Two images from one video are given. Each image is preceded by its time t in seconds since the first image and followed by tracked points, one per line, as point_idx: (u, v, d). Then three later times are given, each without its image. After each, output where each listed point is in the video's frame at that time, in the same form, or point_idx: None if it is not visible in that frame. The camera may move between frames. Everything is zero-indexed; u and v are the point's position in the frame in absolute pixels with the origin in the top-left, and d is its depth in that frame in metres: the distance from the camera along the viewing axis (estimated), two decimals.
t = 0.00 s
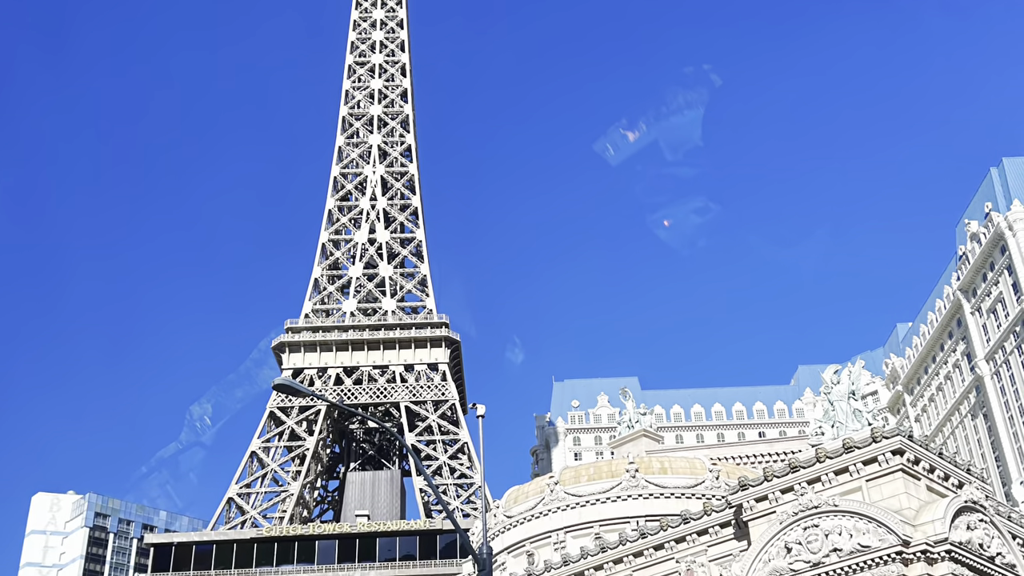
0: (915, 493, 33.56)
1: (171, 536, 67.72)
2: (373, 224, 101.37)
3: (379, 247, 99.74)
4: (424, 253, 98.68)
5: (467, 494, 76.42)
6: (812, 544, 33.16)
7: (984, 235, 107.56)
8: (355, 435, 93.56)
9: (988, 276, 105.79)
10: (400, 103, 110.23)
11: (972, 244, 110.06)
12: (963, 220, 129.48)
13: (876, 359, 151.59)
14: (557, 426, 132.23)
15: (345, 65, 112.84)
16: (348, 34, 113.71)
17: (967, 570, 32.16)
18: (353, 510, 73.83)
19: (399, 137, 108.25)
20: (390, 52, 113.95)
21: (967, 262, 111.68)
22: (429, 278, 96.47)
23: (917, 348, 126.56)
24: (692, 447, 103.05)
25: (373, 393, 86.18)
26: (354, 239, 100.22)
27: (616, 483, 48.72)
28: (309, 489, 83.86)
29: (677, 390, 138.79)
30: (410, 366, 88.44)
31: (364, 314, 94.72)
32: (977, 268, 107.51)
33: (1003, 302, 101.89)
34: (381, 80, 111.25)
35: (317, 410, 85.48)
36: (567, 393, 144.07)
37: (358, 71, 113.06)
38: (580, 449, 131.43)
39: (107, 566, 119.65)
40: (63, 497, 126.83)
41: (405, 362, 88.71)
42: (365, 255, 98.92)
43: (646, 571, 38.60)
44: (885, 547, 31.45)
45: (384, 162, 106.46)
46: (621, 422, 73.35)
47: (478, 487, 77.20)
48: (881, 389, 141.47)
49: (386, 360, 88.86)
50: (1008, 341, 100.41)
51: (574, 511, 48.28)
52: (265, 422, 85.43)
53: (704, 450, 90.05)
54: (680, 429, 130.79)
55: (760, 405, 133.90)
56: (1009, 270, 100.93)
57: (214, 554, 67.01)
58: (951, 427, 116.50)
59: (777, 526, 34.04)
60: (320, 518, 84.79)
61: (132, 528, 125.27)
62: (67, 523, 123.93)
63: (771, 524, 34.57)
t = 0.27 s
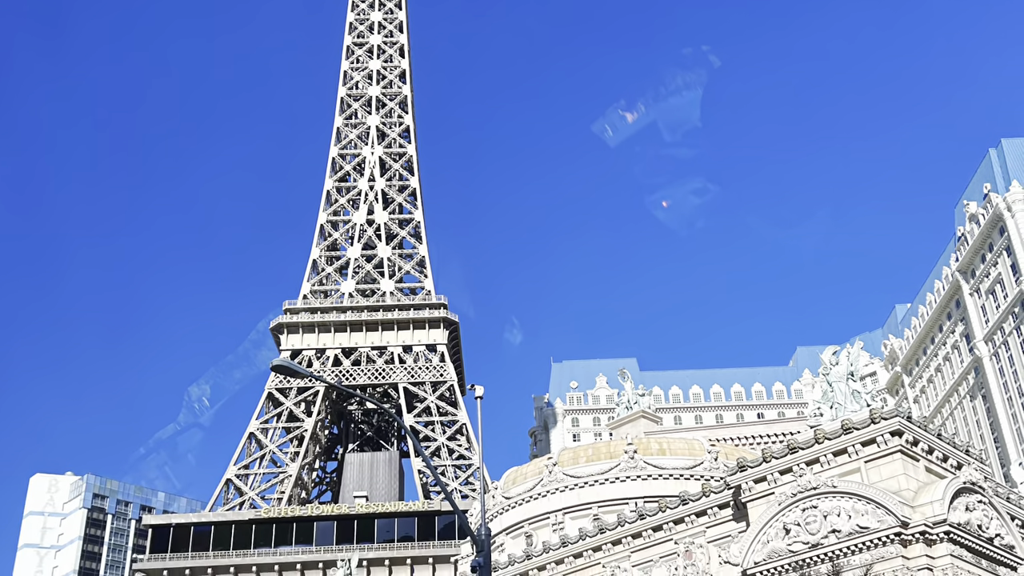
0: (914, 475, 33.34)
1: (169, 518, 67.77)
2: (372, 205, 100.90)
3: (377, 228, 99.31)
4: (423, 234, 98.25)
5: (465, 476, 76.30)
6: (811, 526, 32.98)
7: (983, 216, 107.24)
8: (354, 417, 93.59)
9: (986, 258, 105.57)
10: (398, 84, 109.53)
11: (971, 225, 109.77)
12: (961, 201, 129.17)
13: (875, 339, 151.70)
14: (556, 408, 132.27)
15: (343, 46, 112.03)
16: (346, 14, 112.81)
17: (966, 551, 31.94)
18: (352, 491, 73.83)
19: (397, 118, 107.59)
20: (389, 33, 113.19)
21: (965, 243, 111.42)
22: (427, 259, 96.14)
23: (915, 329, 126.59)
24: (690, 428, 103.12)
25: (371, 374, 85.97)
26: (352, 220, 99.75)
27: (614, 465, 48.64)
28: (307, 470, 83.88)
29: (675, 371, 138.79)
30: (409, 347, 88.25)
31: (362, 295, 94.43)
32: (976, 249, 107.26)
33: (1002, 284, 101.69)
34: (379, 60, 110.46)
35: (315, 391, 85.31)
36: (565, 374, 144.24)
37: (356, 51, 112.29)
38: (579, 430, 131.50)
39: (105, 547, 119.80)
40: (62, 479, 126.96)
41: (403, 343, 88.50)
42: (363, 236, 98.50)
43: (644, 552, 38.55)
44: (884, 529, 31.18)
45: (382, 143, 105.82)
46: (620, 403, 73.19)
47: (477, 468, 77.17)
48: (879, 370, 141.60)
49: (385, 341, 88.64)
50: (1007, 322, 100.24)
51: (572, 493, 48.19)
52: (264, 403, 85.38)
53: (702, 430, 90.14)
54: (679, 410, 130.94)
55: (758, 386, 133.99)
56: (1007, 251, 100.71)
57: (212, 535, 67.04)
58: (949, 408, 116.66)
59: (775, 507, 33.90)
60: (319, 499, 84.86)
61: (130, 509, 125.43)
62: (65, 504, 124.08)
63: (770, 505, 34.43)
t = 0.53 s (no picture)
0: (912, 456, 33.22)
1: (168, 499, 67.79)
2: (370, 186, 100.49)
3: (376, 209, 98.97)
4: (421, 215, 97.90)
5: (463, 457, 76.22)
6: (809, 507, 32.80)
7: (981, 197, 106.89)
8: (352, 398, 93.59)
9: (985, 238, 105.26)
10: (396, 65, 109.00)
11: (969, 206, 109.45)
12: (960, 182, 128.67)
13: (874, 321, 151.60)
14: (554, 389, 132.31)
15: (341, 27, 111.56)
16: None
17: (965, 532, 31.79)
18: (350, 472, 73.81)
19: (395, 99, 107.11)
20: (386, 15, 112.91)
21: (964, 224, 111.12)
22: (425, 240, 95.84)
23: (914, 310, 126.44)
24: (688, 408, 103.09)
25: (369, 356, 85.80)
26: (350, 201, 99.40)
27: (613, 446, 48.54)
28: (305, 452, 83.86)
29: (674, 353, 138.71)
30: (407, 328, 88.06)
31: (361, 277, 94.20)
32: (975, 230, 106.95)
33: (1001, 265, 101.44)
34: (377, 41, 109.97)
35: (313, 372, 85.21)
36: (564, 355, 144.50)
37: (354, 32, 111.78)
38: (577, 411, 131.41)
39: (104, 528, 119.93)
40: (60, 460, 127.01)
41: (401, 324, 88.29)
42: (361, 217, 98.16)
43: (643, 534, 38.46)
44: (883, 509, 30.99)
45: (380, 124, 105.34)
46: (618, 383, 72.92)
47: (475, 449, 77.10)
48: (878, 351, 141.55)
49: (383, 322, 88.45)
50: (1005, 303, 100.06)
51: (571, 474, 48.11)
52: (262, 384, 85.27)
53: (701, 412, 90.06)
54: (678, 391, 130.99)
55: (757, 367, 134.00)
56: (1006, 232, 100.41)
57: (211, 516, 67.06)
58: (948, 389, 116.66)
59: (774, 488, 33.73)
60: (318, 480, 84.90)
61: (129, 490, 125.52)
62: (63, 485, 124.15)
63: (769, 486, 34.29)
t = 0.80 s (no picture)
0: (911, 437, 33.09)
1: (166, 480, 67.79)
2: (368, 167, 99.96)
3: (374, 190, 98.49)
4: (419, 196, 97.47)
5: (462, 438, 76.13)
6: (808, 488, 32.67)
7: (981, 178, 106.49)
8: (350, 379, 93.51)
9: (984, 219, 104.90)
10: (395, 46, 108.30)
11: (968, 187, 109.19)
12: (960, 163, 128.15)
13: (873, 302, 151.47)
14: (553, 370, 132.33)
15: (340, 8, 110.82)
16: None
17: (963, 512, 31.69)
18: (348, 454, 73.83)
19: (394, 80, 106.44)
20: None
21: (963, 205, 110.76)
22: (424, 221, 95.44)
23: (913, 292, 126.24)
24: (687, 389, 103.12)
25: (367, 337, 85.58)
26: (349, 182, 98.94)
27: (611, 427, 48.45)
28: (304, 432, 83.87)
29: (672, 335, 138.91)
30: (405, 310, 87.82)
31: (359, 258, 93.88)
32: (974, 211, 106.57)
33: (1000, 246, 101.13)
34: (376, 22, 109.22)
35: (312, 353, 85.08)
36: (563, 335, 145.05)
37: (353, 13, 111.05)
38: (576, 392, 131.34)
39: (102, 509, 120.28)
40: (57, 441, 126.87)
41: (400, 305, 88.07)
42: (360, 198, 97.71)
43: (641, 515, 38.41)
44: (881, 491, 30.86)
45: (378, 106, 104.73)
46: (617, 364, 72.68)
47: (473, 430, 77.00)
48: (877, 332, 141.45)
49: (381, 303, 88.22)
50: (1004, 285, 99.83)
51: (569, 455, 48.05)
52: (260, 365, 85.14)
53: (700, 393, 89.96)
54: (676, 372, 131.04)
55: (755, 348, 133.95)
56: (1005, 213, 100.07)
57: (209, 497, 67.10)
58: (947, 370, 116.63)
59: (773, 470, 33.61)
60: (316, 461, 84.93)
61: (126, 471, 126.30)
62: (61, 466, 124.03)
63: (767, 467, 34.18)
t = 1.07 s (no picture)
0: (910, 418, 32.98)
1: (164, 461, 67.82)
2: (367, 148, 99.44)
3: (373, 171, 98.03)
4: (418, 177, 97.05)
5: (460, 419, 76.07)
6: (807, 470, 32.56)
7: (979, 159, 106.18)
8: (348, 360, 93.44)
9: (983, 201, 104.66)
10: (393, 27, 107.63)
11: (967, 168, 108.88)
12: (958, 145, 127.77)
13: (871, 283, 151.39)
14: (551, 350, 132.35)
15: None
16: None
17: (962, 494, 31.61)
18: (347, 435, 73.80)
19: (392, 61, 105.83)
20: None
21: (962, 186, 110.51)
22: (422, 202, 95.05)
23: (912, 273, 126.11)
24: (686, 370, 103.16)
25: (366, 318, 85.39)
26: (347, 163, 98.50)
27: (610, 408, 48.37)
28: (302, 414, 83.84)
29: (670, 316, 139.15)
30: (404, 291, 87.63)
31: (358, 239, 93.57)
32: (973, 192, 106.32)
33: (999, 227, 100.92)
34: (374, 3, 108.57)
35: (310, 334, 84.95)
36: (562, 317, 145.17)
37: None
38: (574, 373, 131.30)
39: (100, 491, 120.79)
40: (56, 422, 126.89)
41: (398, 287, 87.87)
42: (358, 179, 97.26)
43: (640, 496, 38.37)
44: (879, 472, 30.76)
45: (377, 87, 104.17)
46: (616, 345, 72.49)
47: (472, 411, 76.95)
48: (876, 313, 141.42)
49: (380, 285, 88.02)
50: (1003, 266, 99.69)
51: (568, 437, 48.00)
52: (258, 345, 84.99)
53: (699, 374, 89.92)
54: (675, 353, 131.06)
55: (754, 329, 133.90)
56: (1004, 194, 99.83)
57: (207, 479, 67.09)
58: (946, 352, 116.67)
59: (771, 451, 33.51)
60: (314, 442, 84.92)
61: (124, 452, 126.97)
62: (60, 448, 124.06)
63: (766, 449, 34.08)
